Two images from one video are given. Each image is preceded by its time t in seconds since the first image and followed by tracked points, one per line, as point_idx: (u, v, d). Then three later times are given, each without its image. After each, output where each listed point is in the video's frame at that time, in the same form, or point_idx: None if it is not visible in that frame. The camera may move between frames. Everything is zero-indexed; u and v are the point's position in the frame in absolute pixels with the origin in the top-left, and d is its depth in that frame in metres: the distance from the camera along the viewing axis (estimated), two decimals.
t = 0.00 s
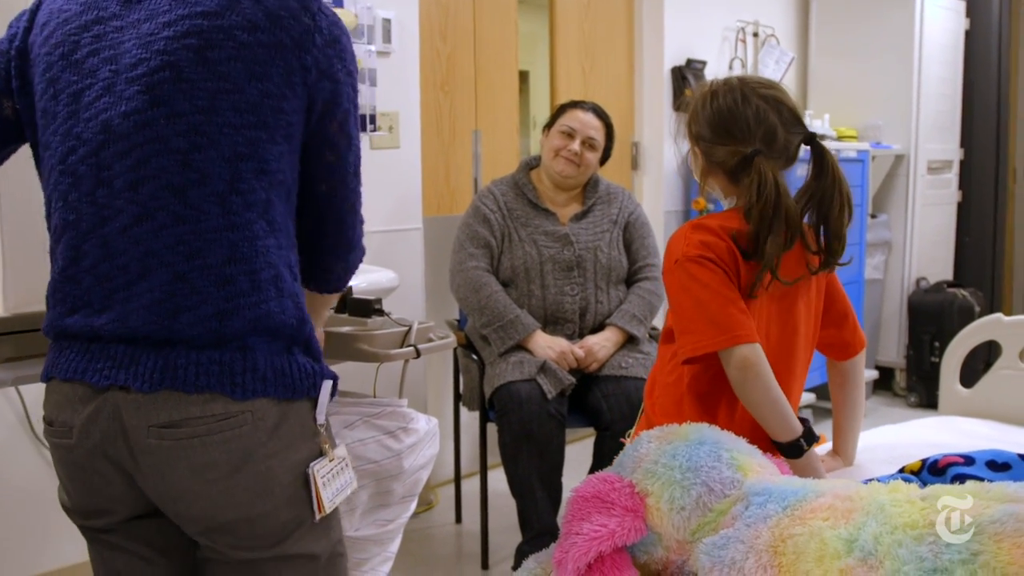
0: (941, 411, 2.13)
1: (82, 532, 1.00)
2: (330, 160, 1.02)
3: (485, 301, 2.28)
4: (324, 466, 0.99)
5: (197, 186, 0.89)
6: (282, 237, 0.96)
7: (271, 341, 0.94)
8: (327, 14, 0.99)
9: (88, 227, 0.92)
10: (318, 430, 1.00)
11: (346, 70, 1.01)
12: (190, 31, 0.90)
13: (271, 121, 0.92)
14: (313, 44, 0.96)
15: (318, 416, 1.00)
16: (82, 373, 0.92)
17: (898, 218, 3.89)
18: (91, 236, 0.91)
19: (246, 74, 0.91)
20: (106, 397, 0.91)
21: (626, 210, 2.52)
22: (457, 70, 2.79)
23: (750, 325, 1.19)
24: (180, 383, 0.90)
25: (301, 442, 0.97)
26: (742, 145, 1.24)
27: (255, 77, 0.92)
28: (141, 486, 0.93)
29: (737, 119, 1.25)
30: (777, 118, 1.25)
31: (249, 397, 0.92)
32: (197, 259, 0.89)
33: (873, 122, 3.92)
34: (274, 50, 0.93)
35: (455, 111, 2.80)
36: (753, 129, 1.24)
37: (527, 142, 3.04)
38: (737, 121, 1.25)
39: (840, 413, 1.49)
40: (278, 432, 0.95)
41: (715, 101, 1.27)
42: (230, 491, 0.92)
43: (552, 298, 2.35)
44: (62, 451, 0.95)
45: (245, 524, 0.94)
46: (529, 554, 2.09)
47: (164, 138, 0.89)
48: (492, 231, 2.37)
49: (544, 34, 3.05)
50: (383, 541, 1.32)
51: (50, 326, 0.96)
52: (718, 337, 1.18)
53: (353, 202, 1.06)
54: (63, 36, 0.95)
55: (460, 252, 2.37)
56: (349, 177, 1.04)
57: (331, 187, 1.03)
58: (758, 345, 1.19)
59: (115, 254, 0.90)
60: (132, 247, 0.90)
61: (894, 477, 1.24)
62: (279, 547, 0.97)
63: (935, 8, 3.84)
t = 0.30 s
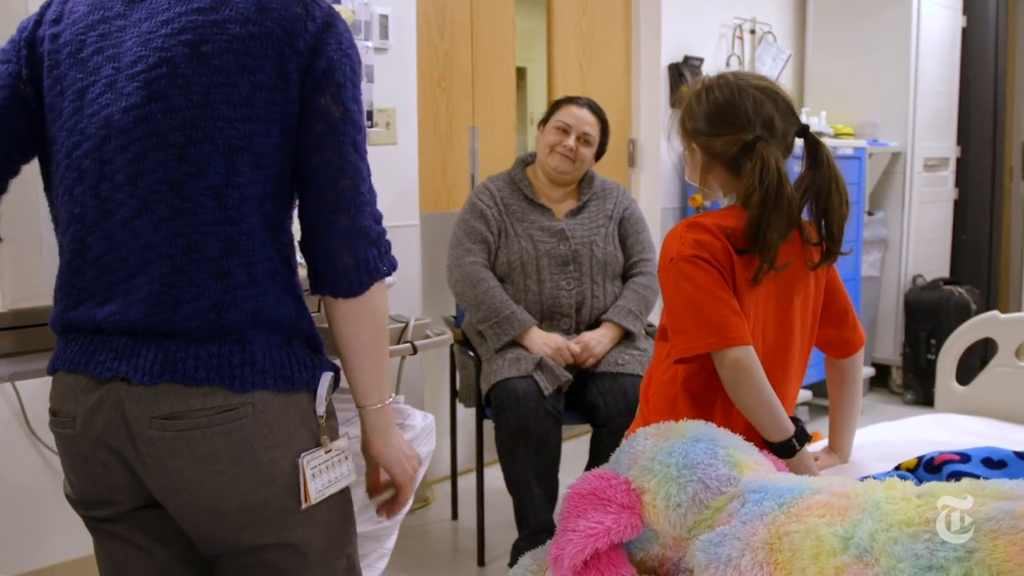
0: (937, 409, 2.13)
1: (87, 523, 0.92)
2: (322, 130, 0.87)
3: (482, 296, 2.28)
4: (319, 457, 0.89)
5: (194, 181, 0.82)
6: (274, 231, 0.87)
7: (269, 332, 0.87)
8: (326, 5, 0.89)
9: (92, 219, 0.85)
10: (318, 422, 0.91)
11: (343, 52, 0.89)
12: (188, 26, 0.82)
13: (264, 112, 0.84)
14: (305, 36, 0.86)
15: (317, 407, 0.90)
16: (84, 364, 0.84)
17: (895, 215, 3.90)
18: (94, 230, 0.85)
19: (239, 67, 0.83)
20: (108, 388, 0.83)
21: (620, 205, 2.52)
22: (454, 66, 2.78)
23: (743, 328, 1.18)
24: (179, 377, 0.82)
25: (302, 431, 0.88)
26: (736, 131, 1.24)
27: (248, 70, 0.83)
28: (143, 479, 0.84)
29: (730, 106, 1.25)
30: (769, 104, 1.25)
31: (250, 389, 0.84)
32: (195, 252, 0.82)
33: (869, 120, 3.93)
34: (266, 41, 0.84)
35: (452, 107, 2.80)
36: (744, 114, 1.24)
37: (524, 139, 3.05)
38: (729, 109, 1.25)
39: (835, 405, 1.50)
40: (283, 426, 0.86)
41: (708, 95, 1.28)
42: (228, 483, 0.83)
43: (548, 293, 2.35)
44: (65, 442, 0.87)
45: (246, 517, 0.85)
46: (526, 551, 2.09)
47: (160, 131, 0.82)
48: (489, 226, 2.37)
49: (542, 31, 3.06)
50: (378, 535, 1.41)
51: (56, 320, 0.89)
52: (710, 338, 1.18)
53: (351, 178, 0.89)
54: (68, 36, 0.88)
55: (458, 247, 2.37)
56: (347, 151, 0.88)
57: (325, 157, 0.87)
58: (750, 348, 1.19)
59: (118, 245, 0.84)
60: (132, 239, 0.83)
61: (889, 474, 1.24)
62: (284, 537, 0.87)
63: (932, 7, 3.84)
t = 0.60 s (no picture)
0: (933, 413, 2.13)
1: (104, 517, 0.92)
2: (336, 111, 0.84)
3: (478, 296, 2.28)
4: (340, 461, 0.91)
5: (218, 179, 0.83)
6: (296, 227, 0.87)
7: (294, 333, 0.88)
8: None
9: (119, 218, 0.86)
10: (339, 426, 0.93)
11: (369, 41, 0.87)
12: (211, 24, 0.83)
13: (284, 105, 0.83)
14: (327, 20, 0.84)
15: (338, 413, 0.92)
16: (111, 359, 0.85)
17: (892, 218, 3.89)
18: (122, 226, 0.86)
19: (259, 60, 0.82)
20: (135, 383, 0.84)
21: (616, 206, 2.53)
22: (453, 68, 2.79)
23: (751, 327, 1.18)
24: (206, 372, 0.83)
25: (317, 436, 0.88)
26: (733, 124, 1.26)
27: (269, 63, 0.83)
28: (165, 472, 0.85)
29: (708, 107, 1.27)
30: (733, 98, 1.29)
31: (274, 387, 0.85)
32: (222, 249, 0.83)
33: (866, 123, 3.93)
34: (288, 30, 0.83)
35: (451, 109, 2.80)
36: (726, 108, 1.27)
37: (522, 141, 3.05)
38: (711, 108, 1.27)
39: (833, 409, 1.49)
40: (306, 426, 0.87)
41: (677, 113, 1.28)
42: (250, 479, 0.84)
43: (545, 293, 2.34)
44: (87, 437, 0.88)
45: (259, 518, 0.85)
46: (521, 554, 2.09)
47: (186, 130, 0.83)
48: (485, 227, 2.37)
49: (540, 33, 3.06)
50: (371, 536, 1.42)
51: (82, 316, 0.91)
52: (721, 338, 1.17)
53: (360, 157, 0.85)
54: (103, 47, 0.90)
55: (454, 248, 2.36)
56: (357, 129, 0.85)
57: (335, 135, 0.84)
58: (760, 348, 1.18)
59: (147, 242, 0.85)
60: (161, 236, 0.84)
61: (884, 478, 1.25)
62: (288, 541, 0.87)
63: (930, 10, 3.85)
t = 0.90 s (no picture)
0: (931, 418, 2.13)
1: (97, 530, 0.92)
2: (300, 120, 0.79)
3: (476, 299, 2.28)
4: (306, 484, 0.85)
5: (173, 182, 0.80)
6: (249, 235, 0.81)
7: (251, 346, 0.82)
8: (351, 9, 0.83)
9: (96, 223, 0.87)
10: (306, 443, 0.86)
11: (346, 49, 0.81)
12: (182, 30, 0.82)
13: (243, 110, 0.79)
14: (294, 24, 0.80)
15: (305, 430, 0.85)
16: (82, 369, 0.85)
17: (890, 224, 3.90)
18: (98, 232, 0.86)
19: (218, 63, 0.79)
20: (100, 393, 0.83)
21: (614, 209, 2.53)
22: (452, 71, 2.79)
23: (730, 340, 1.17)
24: (151, 386, 0.79)
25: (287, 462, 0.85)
26: (721, 129, 1.25)
27: (229, 68, 0.79)
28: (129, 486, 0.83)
29: (695, 112, 1.26)
30: (711, 104, 1.29)
31: (222, 404, 0.80)
32: (173, 255, 0.80)
33: (866, 128, 3.94)
34: (251, 33, 0.80)
35: (451, 112, 2.80)
36: (711, 113, 1.27)
37: (522, 144, 3.05)
38: (699, 114, 1.26)
39: (822, 409, 1.48)
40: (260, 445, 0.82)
41: (665, 118, 1.26)
42: (198, 495, 0.80)
43: (543, 295, 2.35)
44: (69, 447, 0.88)
45: (216, 539, 0.82)
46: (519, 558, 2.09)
47: (145, 133, 0.80)
48: (484, 230, 2.37)
49: (540, 36, 3.06)
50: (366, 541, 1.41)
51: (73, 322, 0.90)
52: (700, 353, 1.17)
53: (325, 171, 0.80)
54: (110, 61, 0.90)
55: (453, 251, 2.36)
56: (321, 140, 0.80)
57: (298, 147, 0.79)
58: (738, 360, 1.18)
59: (113, 248, 0.84)
60: (124, 242, 0.82)
61: (881, 483, 1.25)
62: (246, 562, 0.83)
63: (929, 16, 3.85)
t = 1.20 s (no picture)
0: (931, 420, 2.13)
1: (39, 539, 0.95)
2: (239, 137, 0.80)
3: (478, 301, 2.28)
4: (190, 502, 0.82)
5: (93, 182, 0.82)
6: (156, 243, 0.81)
7: (144, 356, 0.82)
8: (311, 36, 0.84)
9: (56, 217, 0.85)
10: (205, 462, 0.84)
11: (296, 71, 0.82)
12: (144, 44, 0.85)
13: (177, 113, 0.81)
14: (242, 38, 0.82)
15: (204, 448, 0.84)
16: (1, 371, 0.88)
17: (892, 226, 3.89)
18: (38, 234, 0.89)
19: (159, 68, 0.82)
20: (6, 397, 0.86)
21: (616, 210, 2.52)
22: (454, 72, 2.79)
23: (745, 342, 1.17)
24: (40, 393, 0.81)
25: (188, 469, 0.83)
26: (729, 126, 1.25)
27: (171, 73, 0.82)
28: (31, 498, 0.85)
29: (702, 109, 1.26)
30: (717, 101, 1.29)
31: (103, 416, 0.81)
32: (81, 256, 0.82)
33: (867, 130, 3.93)
34: (199, 44, 0.82)
35: (452, 114, 2.81)
36: (717, 110, 1.27)
37: (524, 145, 3.05)
38: (706, 111, 1.26)
39: (820, 408, 1.48)
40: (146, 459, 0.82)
41: (674, 113, 1.26)
42: (86, 511, 0.82)
43: (545, 296, 2.35)
44: None
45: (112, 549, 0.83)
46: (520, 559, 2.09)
47: (86, 133, 0.84)
48: (485, 231, 2.37)
49: (541, 38, 3.06)
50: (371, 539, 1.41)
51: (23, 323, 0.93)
52: (716, 353, 1.16)
53: (260, 188, 0.79)
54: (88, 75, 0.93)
55: (454, 252, 2.36)
56: (260, 156, 0.79)
57: (237, 164, 0.79)
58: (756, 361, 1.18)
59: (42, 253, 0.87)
60: (47, 245, 0.85)
61: (883, 485, 1.25)
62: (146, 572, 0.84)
63: (931, 18, 3.85)
